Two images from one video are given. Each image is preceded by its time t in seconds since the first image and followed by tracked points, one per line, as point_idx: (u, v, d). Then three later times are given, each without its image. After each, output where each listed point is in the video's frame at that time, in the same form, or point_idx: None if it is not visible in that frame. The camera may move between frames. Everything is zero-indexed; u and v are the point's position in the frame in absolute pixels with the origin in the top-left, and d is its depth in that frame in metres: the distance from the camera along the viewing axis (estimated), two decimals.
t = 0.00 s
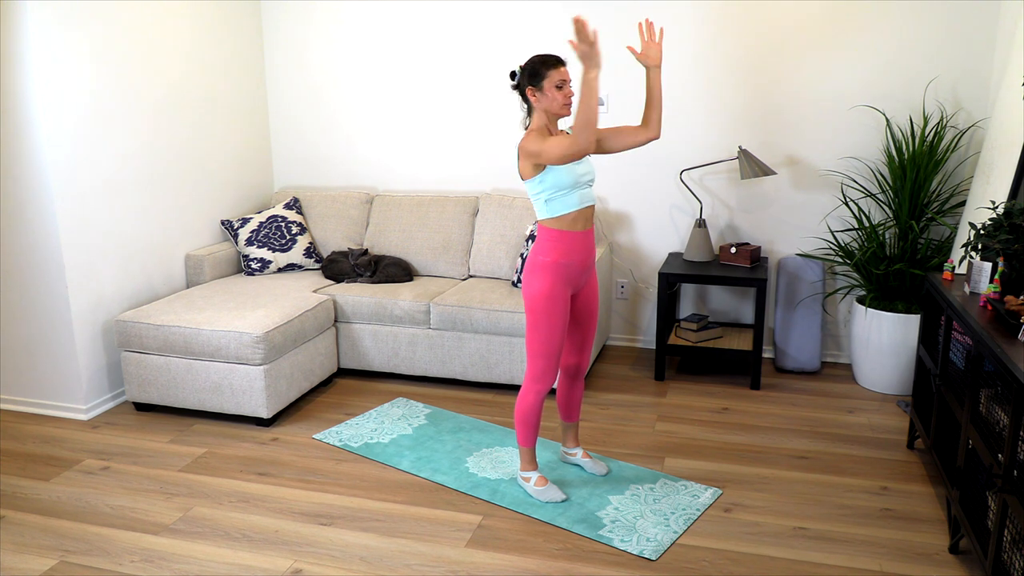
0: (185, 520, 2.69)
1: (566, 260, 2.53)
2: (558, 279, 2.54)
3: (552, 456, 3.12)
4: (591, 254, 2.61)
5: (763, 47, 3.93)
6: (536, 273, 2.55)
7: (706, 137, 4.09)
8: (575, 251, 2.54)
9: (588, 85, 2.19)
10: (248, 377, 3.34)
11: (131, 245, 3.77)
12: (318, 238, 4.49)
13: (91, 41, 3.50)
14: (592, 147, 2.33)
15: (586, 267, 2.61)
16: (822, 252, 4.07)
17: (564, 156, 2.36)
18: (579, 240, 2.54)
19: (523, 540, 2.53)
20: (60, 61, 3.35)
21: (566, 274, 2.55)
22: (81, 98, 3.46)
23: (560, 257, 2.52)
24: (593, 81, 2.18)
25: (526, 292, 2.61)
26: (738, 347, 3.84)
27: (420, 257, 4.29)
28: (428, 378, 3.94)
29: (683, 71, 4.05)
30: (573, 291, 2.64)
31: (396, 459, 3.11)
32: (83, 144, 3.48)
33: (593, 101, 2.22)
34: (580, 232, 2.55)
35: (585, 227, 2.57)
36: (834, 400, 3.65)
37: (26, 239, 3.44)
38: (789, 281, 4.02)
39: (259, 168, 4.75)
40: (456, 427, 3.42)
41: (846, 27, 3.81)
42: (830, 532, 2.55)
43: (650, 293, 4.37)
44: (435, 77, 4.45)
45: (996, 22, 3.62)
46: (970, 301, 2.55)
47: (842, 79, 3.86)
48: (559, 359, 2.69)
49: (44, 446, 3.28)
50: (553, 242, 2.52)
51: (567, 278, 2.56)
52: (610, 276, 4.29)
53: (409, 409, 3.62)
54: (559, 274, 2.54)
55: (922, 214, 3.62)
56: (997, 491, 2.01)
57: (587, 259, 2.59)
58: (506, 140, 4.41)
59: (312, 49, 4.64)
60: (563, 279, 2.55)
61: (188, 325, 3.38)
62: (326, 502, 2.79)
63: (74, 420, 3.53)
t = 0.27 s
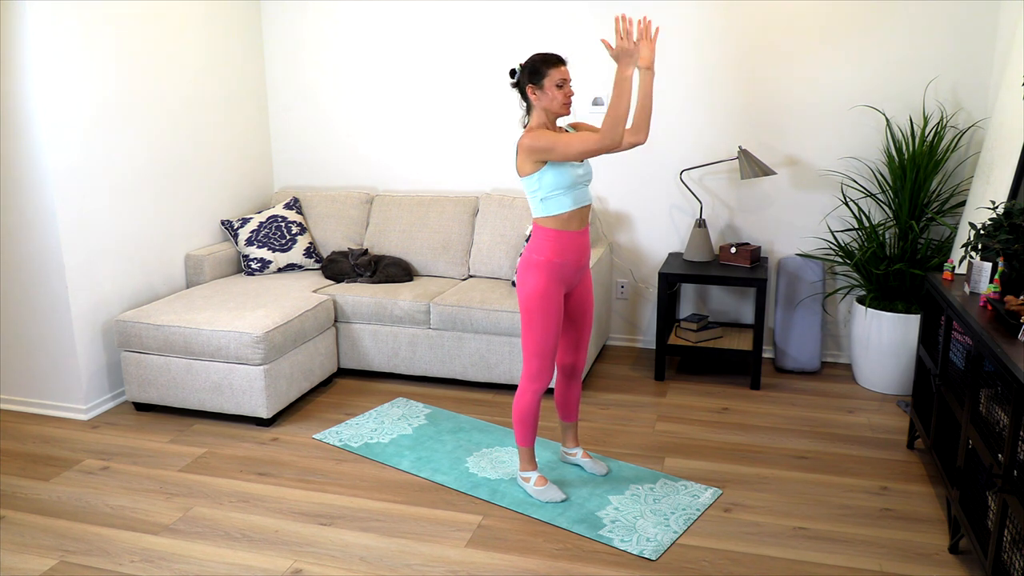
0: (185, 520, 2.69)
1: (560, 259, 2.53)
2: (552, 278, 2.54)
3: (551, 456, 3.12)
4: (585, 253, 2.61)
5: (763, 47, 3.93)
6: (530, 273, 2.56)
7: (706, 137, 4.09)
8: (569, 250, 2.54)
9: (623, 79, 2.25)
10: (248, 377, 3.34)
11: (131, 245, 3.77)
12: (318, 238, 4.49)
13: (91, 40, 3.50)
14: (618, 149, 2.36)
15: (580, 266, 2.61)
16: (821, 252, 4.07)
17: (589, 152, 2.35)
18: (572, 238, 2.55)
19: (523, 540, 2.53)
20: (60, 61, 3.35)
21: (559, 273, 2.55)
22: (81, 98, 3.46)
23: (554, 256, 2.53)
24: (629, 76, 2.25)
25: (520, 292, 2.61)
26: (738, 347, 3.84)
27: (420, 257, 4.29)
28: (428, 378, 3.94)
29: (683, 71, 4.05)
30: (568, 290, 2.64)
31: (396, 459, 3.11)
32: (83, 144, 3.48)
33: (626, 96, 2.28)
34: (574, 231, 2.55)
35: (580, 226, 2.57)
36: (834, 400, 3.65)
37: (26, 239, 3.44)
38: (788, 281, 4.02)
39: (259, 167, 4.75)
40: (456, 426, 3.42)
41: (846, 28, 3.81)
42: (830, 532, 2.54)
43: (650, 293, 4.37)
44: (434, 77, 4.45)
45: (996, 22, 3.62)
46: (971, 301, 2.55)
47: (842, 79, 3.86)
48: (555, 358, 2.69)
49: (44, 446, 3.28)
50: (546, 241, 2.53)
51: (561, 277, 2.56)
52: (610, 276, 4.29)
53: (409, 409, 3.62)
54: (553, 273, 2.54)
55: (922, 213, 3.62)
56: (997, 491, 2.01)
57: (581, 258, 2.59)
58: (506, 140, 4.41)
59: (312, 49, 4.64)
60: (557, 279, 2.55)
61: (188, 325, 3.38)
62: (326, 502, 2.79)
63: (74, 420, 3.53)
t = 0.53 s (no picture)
0: (185, 520, 2.68)
1: (558, 259, 2.53)
2: (551, 278, 2.54)
3: (552, 456, 3.12)
4: (583, 252, 2.61)
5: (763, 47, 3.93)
6: (529, 273, 2.56)
7: (706, 137, 4.09)
8: (567, 250, 2.54)
9: (627, 88, 2.26)
10: (248, 377, 3.34)
11: (131, 244, 3.77)
12: (318, 238, 4.49)
13: (91, 41, 3.50)
14: (621, 155, 2.38)
15: (579, 265, 2.61)
16: (821, 252, 4.07)
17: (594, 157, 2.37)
18: (571, 238, 2.55)
19: (523, 540, 2.53)
20: (60, 61, 3.35)
21: (558, 273, 2.55)
22: (81, 98, 3.46)
23: (552, 256, 2.53)
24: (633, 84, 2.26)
25: (519, 292, 2.60)
26: (738, 347, 3.84)
27: (420, 256, 4.29)
28: (428, 378, 3.94)
29: (683, 71, 4.05)
30: (566, 290, 2.64)
31: (396, 459, 3.11)
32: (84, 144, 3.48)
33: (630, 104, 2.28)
34: (573, 231, 2.55)
35: (579, 226, 2.57)
36: (834, 400, 3.65)
37: (26, 239, 3.44)
38: (788, 281, 4.02)
39: (259, 167, 4.75)
40: (456, 427, 3.41)
41: (846, 28, 3.81)
42: (830, 532, 2.54)
43: (650, 293, 4.37)
44: (434, 77, 4.45)
45: (996, 23, 3.62)
46: (970, 301, 2.55)
47: (842, 79, 3.86)
48: (554, 358, 2.69)
49: (44, 446, 3.28)
50: (544, 241, 2.53)
51: (560, 277, 2.56)
52: (610, 276, 4.29)
53: (409, 409, 3.62)
54: (552, 273, 2.54)
55: (922, 214, 3.62)
56: (997, 491, 2.01)
57: (580, 257, 2.59)
58: (506, 140, 4.41)
59: (312, 49, 4.64)
60: (555, 278, 2.55)
61: (188, 325, 3.38)
62: (326, 502, 2.79)
63: (74, 420, 3.53)
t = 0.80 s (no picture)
0: (185, 520, 2.68)
1: (560, 259, 2.53)
2: (553, 278, 2.54)
3: (552, 456, 3.12)
4: (585, 253, 2.61)
5: (763, 47, 3.93)
6: (531, 273, 2.56)
7: (706, 137, 4.09)
8: (570, 250, 2.54)
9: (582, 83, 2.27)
10: (248, 377, 3.34)
11: (131, 244, 3.77)
12: (318, 238, 4.49)
13: (91, 41, 3.50)
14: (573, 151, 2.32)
15: (581, 266, 2.61)
16: (821, 252, 4.07)
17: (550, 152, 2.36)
18: (574, 239, 2.55)
19: (523, 540, 2.53)
20: (61, 61, 3.35)
21: (560, 273, 2.55)
22: (81, 98, 3.46)
23: (555, 256, 2.53)
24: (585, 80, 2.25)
25: (521, 292, 2.60)
26: (738, 347, 3.84)
27: (420, 257, 4.29)
28: (428, 378, 3.94)
29: (684, 71, 4.05)
30: (568, 290, 2.64)
31: (396, 459, 3.11)
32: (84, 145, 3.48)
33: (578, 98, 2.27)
34: (576, 231, 2.55)
35: (582, 227, 2.57)
36: (834, 400, 3.65)
37: (26, 239, 3.44)
38: (788, 281, 4.02)
39: (259, 167, 4.75)
40: (456, 427, 3.41)
41: (846, 28, 3.81)
42: (830, 532, 2.54)
43: (650, 293, 4.37)
44: (434, 77, 4.45)
45: (996, 23, 3.62)
46: (970, 301, 2.55)
47: (842, 79, 3.86)
48: (555, 358, 2.69)
49: (45, 446, 3.28)
50: (548, 241, 2.53)
51: (562, 277, 2.56)
52: (610, 276, 4.29)
53: (409, 409, 3.62)
54: (554, 274, 2.54)
55: (922, 214, 3.62)
56: (997, 491, 2.01)
57: (582, 258, 2.59)
58: (506, 140, 4.41)
59: (312, 49, 4.64)
60: (558, 279, 2.55)
61: (188, 325, 3.38)
62: (326, 502, 2.79)
63: (74, 420, 3.53)
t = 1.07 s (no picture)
0: (185, 520, 2.68)
1: (566, 261, 2.53)
2: (558, 280, 2.54)
3: (552, 456, 3.12)
4: (591, 255, 2.61)
5: (763, 47, 3.93)
6: (537, 273, 2.56)
7: (706, 137, 4.09)
8: (577, 252, 2.54)
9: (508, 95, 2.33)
10: (248, 377, 3.34)
11: (131, 244, 3.77)
12: (318, 238, 4.49)
13: (91, 41, 3.50)
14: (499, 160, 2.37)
15: (586, 268, 2.61)
16: (822, 252, 4.07)
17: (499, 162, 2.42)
18: (581, 241, 2.54)
19: (523, 540, 2.53)
20: (60, 60, 3.35)
21: (566, 275, 2.55)
22: (81, 98, 3.46)
23: (561, 258, 2.53)
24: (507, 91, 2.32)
25: (526, 292, 2.60)
26: (738, 347, 3.84)
27: (420, 257, 4.29)
28: (428, 378, 3.94)
29: (684, 71, 4.05)
30: (573, 291, 2.64)
31: (396, 459, 3.11)
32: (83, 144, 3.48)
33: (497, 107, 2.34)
34: (584, 234, 2.55)
35: (590, 230, 2.57)
36: (834, 400, 3.65)
37: (26, 239, 3.44)
38: (788, 281, 4.02)
39: (259, 167, 4.75)
40: (456, 427, 3.41)
41: (846, 28, 3.81)
42: (830, 532, 2.54)
43: (650, 293, 4.37)
44: (434, 77, 4.45)
45: (996, 23, 3.62)
46: (971, 301, 2.55)
47: (842, 79, 3.86)
48: (558, 359, 2.69)
49: (45, 446, 3.28)
50: (555, 242, 2.53)
51: (567, 279, 2.56)
52: (610, 276, 4.29)
53: (409, 409, 3.62)
54: (560, 275, 2.54)
55: (922, 214, 3.62)
56: (997, 491, 2.01)
57: (588, 260, 2.59)
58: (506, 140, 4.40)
59: (311, 50, 4.64)
60: (563, 280, 2.55)
61: (188, 325, 3.38)
62: (326, 502, 2.79)
63: (74, 420, 3.53)
